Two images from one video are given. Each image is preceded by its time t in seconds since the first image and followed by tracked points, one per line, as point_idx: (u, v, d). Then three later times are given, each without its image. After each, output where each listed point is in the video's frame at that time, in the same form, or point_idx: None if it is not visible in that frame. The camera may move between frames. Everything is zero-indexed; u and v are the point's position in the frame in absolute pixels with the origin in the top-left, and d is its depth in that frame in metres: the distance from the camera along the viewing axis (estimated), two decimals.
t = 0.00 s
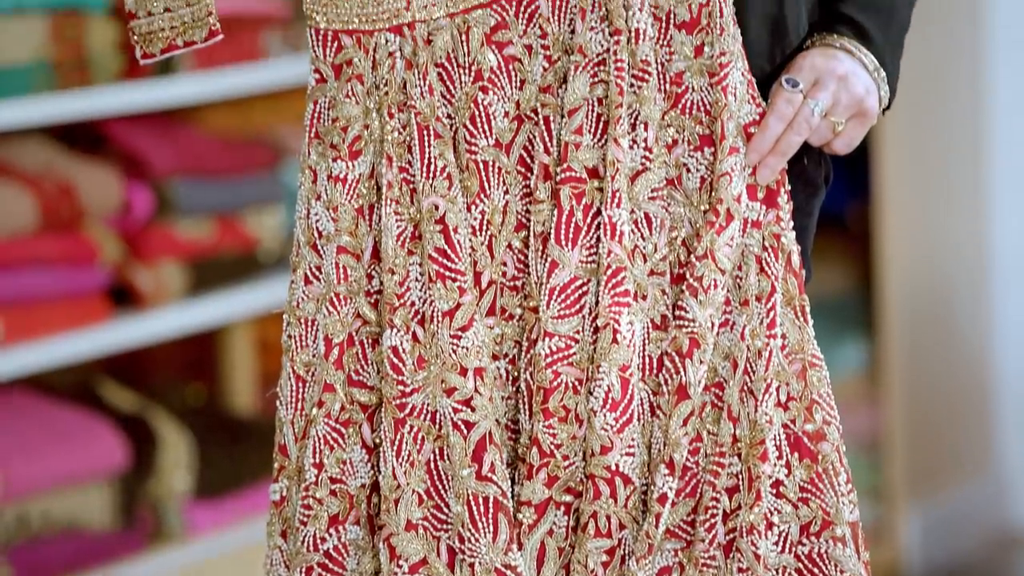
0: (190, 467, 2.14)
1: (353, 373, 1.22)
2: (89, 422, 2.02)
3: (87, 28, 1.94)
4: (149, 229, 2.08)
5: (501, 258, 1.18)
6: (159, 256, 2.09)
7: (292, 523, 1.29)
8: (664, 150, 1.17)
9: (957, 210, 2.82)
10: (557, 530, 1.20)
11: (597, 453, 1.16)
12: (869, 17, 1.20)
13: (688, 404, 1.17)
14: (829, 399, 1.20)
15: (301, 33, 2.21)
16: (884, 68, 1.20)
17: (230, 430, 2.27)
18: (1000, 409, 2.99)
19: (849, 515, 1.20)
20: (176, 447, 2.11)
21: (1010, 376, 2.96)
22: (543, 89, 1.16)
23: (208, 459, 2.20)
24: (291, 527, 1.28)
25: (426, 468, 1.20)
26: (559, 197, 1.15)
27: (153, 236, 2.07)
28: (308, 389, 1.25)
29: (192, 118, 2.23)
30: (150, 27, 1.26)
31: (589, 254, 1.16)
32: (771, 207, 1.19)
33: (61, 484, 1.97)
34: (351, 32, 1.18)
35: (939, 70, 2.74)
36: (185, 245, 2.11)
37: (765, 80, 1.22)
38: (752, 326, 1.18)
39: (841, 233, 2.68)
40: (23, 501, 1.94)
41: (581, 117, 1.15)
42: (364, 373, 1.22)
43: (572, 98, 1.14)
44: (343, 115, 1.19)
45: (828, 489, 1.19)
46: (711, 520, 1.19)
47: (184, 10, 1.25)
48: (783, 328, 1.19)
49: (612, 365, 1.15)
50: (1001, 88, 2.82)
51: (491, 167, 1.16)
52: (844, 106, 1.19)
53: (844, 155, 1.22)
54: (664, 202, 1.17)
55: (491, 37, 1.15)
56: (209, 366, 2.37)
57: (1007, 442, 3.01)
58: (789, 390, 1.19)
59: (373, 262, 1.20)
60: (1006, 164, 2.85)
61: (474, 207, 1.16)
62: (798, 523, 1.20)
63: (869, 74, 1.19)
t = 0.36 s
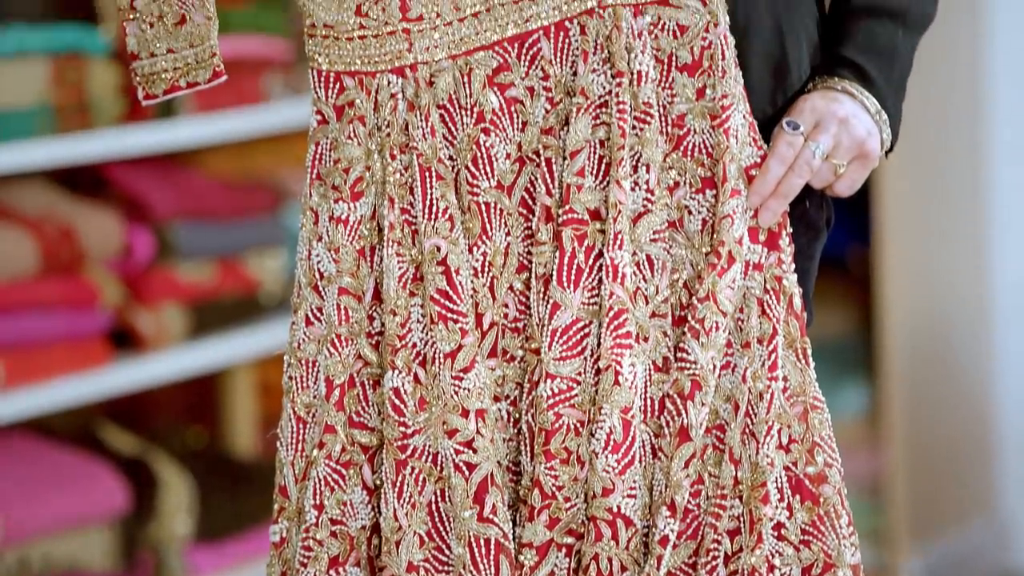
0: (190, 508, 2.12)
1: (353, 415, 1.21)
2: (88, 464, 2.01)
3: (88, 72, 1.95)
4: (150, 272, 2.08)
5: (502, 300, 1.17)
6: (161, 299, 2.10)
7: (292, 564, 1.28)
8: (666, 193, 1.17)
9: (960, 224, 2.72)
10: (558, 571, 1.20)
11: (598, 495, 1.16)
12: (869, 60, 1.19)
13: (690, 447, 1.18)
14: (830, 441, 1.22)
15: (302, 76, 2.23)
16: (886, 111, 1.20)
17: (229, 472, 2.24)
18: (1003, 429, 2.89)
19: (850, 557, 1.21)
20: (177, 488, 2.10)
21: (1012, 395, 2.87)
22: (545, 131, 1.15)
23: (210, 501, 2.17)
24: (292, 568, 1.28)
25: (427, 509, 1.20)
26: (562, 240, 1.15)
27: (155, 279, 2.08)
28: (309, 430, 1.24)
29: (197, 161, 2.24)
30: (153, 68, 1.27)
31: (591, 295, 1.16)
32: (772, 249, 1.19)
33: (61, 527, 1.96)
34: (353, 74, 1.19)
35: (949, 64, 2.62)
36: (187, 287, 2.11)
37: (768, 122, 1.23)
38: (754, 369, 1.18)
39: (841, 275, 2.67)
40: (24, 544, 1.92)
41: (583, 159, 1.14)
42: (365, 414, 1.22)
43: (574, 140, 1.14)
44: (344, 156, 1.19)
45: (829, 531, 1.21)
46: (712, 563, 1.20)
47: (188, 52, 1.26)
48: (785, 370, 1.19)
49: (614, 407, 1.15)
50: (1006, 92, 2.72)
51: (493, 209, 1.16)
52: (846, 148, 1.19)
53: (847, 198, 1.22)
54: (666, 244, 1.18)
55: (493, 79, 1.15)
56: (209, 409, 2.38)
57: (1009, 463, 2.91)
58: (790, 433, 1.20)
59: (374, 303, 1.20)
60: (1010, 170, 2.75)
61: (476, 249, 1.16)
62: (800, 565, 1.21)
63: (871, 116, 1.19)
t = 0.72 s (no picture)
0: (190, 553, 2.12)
1: (354, 458, 1.21)
2: (89, 509, 2.01)
3: (90, 115, 1.96)
4: (153, 316, 2.08)
5: (504, 342, 1.18)
6: (162, 344, 2.10)
7: None
8: (667, 237, 1.17)
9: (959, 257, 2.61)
10: None
11: (600, 538, 1.16)
12: (869, 104, 1.20)
13: (691, 490, 1.18)
14: (832, 485, 1.22)
15: (304, 119, 2.25)
16: (888, 154, 1.20)
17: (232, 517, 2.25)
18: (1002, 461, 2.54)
19: None
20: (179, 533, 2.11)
21: (1012, 422, 2.52)
22: (547, 174, 1.16)
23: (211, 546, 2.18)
24: None
25: (428, 553, 1.20)
26: (563, 282, 1.15)
27: (157, 323, 2.08)
28: (310, 473, 1.25)
29: (197, 205, 2.23)
30: (155, 112, 1.28)
31: (592, 339, 1.16)
32: (774, 292, 1.19)
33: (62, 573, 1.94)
34: (355, 117, 1.19)
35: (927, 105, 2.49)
36: (188, 331, 2.12)
37: (769, 167, 1.23)
38: (756, 413, 1.18)
39: (842, 319, 2.65)
40: None
41: (584, 203, 1.15)
42: (367, 457, 1.22)
43: (576, 183, 1.14)
44: (346, 200, 1.19)
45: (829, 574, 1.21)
46: None
47: (191, 95, 1.27)
48: (786, 415, 1.19)
49: (615, 450, 1.15)
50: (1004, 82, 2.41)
51: (495, 252, 1.16)
52: (847, 192, 1.19)
53: (849, 241, 1.23)
54: (667, 287, 1.18)
55: (495, 122, 1.15)
56: (211, 454, 2.35)
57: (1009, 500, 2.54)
58: (792, 476, 1.20)
59: (376, 346, 1.20)
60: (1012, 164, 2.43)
61: (477, 291, 1.16)
62: None
63: (871, 160, 1.19)
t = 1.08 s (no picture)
0: None
1: (356, 501, 1.22)
2: (88, 552, 2.01)
3: (93, 160, 1.97)
4: (155, 360, 2.08)
5: (505, 385, 1.18)
6: (165, 387, 2.10)
7: None
8: (668, 279, 1.18)
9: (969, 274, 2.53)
10: None
11: None
12: (871, 147, 1.20)
13: (692, 533, 1.18)
14: (833, 528, 1.23)
15: (307, 163, 2.25)
16: (889, 198, 1.21)
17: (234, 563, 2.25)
18: (1001, 484, 2.43)
19: None
20: None
21: (1011, 444, 2.41)
22: (549, 217, 1.16)
23: None
24: None
25: None
26: (565, 325, 1.15)
27: (159, 366, 2.08)
28: (312, 515, 1.24)
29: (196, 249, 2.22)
30: (157, 153, 1.27)
31: (594, 381, 1.16)
32: (775, 336, 1.20)
33: None
34: (357, 159, 1.20)
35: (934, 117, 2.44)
36: (190, 374, 2.12)
37: (771, 211, 1.24)
38: (757, 456, 1.18)
39: (846, 363, 2.64)
40: None
41: (586, 246, 1.15)
42: (369, 500, 1.23)
43: (577, 227, 1.15)
44: (348, 242, 1.19)
45: None
46: None
47: (192, 137, 1.26)
48: (788, 457, 1.19)
49: (616, 493, 1.14)
50: (1004, 85, 2.31)
51: (496, 295, 1.16)
52: (849, 236, 1.19)
53: (850, 284, 1.23)
54: (669, 329, 1.19)
55: (496, 164, 1.16)
56: (213, 497, 2.34)
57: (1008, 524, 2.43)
58: (794, 519, 1.20)
59: (377, 388, 1.21)
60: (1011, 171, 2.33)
61: (479, 334, 1.16)
62: None
63: (874, 204, 1.20)
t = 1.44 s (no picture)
0: None
1: (359, 538, 1.23)
2: None
3: (95, 198, 1.97)
4: (157, 399, 2.08)
5: (508, 423, 1.18)
6: (166, 427, 2.10)
7: None
8: (671, 317, 1.18)
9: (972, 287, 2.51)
10: None
11: None
12: (873, 185, 1.21)
13: (695, 570, 1.18)
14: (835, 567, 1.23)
15: (308, 200, 2.24)
16: (892, 236, 1.21)
17: None
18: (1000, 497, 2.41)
19: None
20: None
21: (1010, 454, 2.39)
22: (552, 255, 1.17)
23: None
24: None
25: None
26: (568, 363, 1.15)
27: (161, 405, 2.08)
28: (314, 552, 1.24)
29: (199, 287, 2.22)
30: (163, 191, 1.25)
31: (597, 419, 1.16)
32: (778, 374, 1.20)
33: None
34: (360, 197, 1.18)
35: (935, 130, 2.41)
36: (192, 413, 2.11)
37: (774, 249, 1.25)
38: (760, 494, 1.18)
39: (847, 402, 2.64)
40: None
41: (589, 283, 1.15)
42: (371, 537, 1.23)
43: (580, 264, 1.15)
44: (351, 279, 1.18)
45: None
46: None
47: (199, 174, 1.23)
48: (790, 495, 1.19)
49: (619, 530, 1.15)
50: (1004, 86, 2.27)
51: (499, 332, 1.16)
52: (851, 274, 1.20)
53: (853, 322, 1.24)
54: (671, 367, 1.19)
55: (499, 203, 1.16)
56: (216, 536, 2.34)
57: (1007, 528, 2.41)
58: (796, 558, 1.20)
59: (380, 426, 1.20)
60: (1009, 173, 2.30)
61: (482, 371, 1.16)
62: None
63: (876, 242, 1.20)
